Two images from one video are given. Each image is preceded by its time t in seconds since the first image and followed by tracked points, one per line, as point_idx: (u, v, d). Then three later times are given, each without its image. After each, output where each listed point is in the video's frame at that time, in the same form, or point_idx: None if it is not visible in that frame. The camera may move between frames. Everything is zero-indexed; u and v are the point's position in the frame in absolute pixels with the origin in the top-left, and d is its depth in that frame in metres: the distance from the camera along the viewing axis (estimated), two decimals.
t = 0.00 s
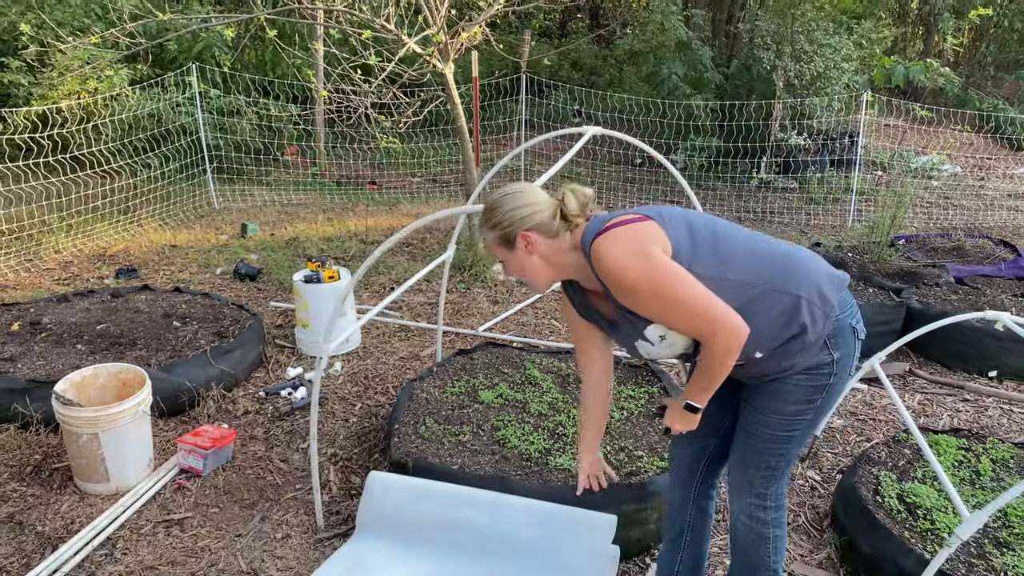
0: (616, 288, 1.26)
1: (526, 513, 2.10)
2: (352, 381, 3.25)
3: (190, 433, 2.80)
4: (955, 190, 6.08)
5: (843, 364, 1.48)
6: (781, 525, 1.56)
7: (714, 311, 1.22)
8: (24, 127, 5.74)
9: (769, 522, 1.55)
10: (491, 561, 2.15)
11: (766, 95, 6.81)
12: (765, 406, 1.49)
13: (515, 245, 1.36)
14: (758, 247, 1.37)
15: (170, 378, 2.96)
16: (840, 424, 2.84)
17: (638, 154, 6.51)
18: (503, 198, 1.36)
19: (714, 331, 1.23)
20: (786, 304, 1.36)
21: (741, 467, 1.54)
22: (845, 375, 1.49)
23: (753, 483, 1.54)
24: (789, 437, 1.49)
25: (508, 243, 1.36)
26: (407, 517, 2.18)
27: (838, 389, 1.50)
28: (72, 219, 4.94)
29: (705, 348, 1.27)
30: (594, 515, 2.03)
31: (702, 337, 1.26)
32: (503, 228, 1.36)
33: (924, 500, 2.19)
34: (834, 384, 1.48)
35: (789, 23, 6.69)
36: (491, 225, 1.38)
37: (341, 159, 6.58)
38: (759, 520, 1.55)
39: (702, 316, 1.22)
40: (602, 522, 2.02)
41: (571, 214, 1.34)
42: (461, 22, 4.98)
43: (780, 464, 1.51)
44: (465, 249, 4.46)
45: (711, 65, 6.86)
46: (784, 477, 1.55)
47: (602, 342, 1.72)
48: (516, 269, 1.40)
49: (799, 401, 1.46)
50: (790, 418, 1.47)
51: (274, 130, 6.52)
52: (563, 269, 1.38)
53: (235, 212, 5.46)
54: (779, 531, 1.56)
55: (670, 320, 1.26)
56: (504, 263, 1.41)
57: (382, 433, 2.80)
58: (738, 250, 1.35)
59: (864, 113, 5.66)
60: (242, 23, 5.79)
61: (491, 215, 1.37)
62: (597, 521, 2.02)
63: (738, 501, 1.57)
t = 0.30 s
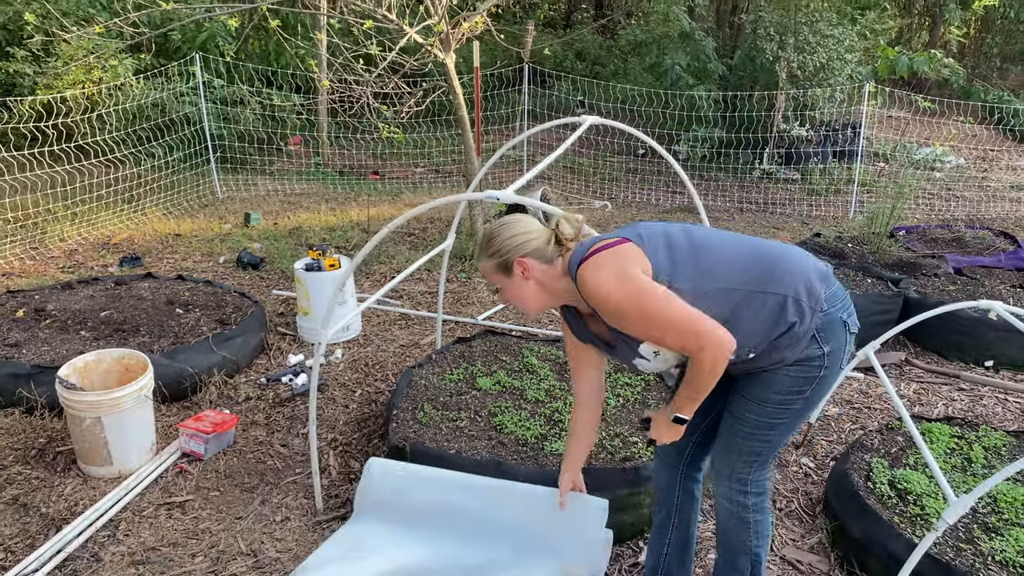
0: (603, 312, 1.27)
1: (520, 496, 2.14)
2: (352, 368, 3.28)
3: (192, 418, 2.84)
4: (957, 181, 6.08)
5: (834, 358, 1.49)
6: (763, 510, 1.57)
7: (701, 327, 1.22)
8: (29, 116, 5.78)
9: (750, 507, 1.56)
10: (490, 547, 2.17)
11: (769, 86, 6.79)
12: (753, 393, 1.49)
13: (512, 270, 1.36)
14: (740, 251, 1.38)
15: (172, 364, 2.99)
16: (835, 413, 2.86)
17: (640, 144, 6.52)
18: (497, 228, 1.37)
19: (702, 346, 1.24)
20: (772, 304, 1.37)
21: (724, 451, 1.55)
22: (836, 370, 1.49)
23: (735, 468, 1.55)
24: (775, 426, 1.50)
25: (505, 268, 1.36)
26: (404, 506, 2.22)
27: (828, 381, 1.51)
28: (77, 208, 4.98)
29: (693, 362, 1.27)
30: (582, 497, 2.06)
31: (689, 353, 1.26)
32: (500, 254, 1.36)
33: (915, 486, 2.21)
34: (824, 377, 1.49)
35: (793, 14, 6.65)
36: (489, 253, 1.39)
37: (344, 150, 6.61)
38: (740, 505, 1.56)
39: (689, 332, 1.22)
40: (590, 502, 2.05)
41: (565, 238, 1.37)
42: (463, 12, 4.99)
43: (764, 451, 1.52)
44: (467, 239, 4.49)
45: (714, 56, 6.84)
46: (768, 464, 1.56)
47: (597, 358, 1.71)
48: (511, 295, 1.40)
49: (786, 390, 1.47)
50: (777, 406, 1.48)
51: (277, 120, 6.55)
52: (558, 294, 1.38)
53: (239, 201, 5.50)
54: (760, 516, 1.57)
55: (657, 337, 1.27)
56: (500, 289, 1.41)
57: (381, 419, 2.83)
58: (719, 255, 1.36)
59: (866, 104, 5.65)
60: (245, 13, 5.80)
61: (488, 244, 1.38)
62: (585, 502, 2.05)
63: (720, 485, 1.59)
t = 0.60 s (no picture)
0: (597, 284, 1.28)
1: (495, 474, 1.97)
2: (354, 359, 3.31)
3: (195, 408, 2.87)
4: (961, 176, 6.07)
5: (827, 355, 1.50)
6: (753, 499, 1.57)
7: (680, 328, 1.22)
8: (35, 109, 5.82)
9: (739, 496, 1.56)
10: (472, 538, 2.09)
11: (773, 80, 6.78)
12: (744, 384, 1.50)
13: (515, 237, 1.35)
14: (744, 243, 1.40)
15: (176, 354, 3.02)
16: (834, 405, 2.87)
17: (644, 138, 6.53)
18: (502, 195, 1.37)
19: (678, 349, 1.23)
20: (771, 296, 1.38)
21: (713, 440, 1.57)
22: (828, 366, 1.50)
23: (724, 457, 1.55)
24: (765, 417, 1.51)
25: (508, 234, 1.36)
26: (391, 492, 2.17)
27: (821, 376, 1.51)
28: (82, 201, 5.02)
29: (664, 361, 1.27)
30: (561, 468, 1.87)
31: (663, 352, 1.26)
32: (505, 221, 1.36)
33: (911, 477, 2.23)
34: (816, 372, 1.50)
35: (797, 7, 6.61)
36: (494, 218, 1.38)
37: (347, 143, 6.64)
38: (728, 495, 1.57)
39: (666, 331, 1.22)
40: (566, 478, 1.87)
41: (571, 211, 1.35)
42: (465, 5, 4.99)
43: (752, 441, 1.53)
44: (469, 231, 4.51)
45: (718, 49, 6.82)
46: (758, 454, 1.57)
47: (611, 340, 1.65)
48: (512, 262, 1.40)
49: (776, 382, 1.48)
50: (768, 397, 1.49)
51: (282, 113, 6.60)
52: (559, 266, 1.38)
53: (243, 194, 5.54)
54: (749, 506, 1.57)
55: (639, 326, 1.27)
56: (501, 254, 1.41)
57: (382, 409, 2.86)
58: (723, 244, 1.38)
59: (870, 98, 5.63)
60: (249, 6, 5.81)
61: (492, 210, 1.38)
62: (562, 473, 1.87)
63: (709, 474, 1.60)
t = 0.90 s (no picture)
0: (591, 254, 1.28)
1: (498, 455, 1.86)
2: (356, 354, 3.34)
3: (198, 402, 2.89)
4: (965, 173, 6.07)
5: (818, 354, 1.50)
6: (743, 492, 1.59)
7: (637, 325, 1.23)
8: (40, 105, 5.86)
9: (728, 489, 1.58)
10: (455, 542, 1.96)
11: (776, 77, 6.77)
12: (734, 378, 1.52)
13: (525, 192, 1.34)
14: (751, 235, 1.40)
15: (180, 349, 3.04)
16: (833, 401, 2.88)
17: (647, 135, 6.54)
18: (517, 147, 1.34)
19: (628, 344, 1.24)
20: (769, 291, 1.39)
21: (702, 435, 1.59)
22: (818, 365, 1.51)
23: (713, 450, 1.57)
24: (754, 412, 1.52)
25: (519, 187, 1.34)
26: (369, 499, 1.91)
27: (812, 374, 1.52)
28: (87, 197, 5.06)
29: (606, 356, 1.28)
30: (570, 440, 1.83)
31: (611, 342, 1.27)
32: (515, 174, 1.33)
33: (908, 472, 2.24)
34: (806, 370, 1.50)
35: (802, 3, 6.57)
36: (505, 167, 1.35)
37: (351, 140, 6.67)
38: (717, 487, 1.59)
39: (626, 324, 1.23)
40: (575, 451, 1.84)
41: (583, 173, 1.34)
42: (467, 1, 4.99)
43: (741, 436, 1.54)
44: (471, 228, 4.53)
45: (722, 46, 6.81)
46: (748, 449, 1.58)
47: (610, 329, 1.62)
48: (517, 217, 1.38)
49: (765, 379, 1.49)
50: (757, 393, 1.50)
51: (287, 108, 6.64)
52: (565, 229, 1.37)
53: (247, 190, 5.58)
54: (740, 499, 1.59)
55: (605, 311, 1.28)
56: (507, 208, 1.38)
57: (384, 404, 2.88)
58: (731, 232, 1.38)
59: (873, 95, 5.62)
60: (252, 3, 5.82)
61: (504, 160, 1.35)
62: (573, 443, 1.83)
63: (699, 468, 1.62)
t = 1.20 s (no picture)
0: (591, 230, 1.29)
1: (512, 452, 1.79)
2: (359, 351, 3.36)
3: (202, 398, 2.91)
4: (968, 172, 6.07)
5: (813, 351, 1.51)
6: (738, 487, 1.60)
7: (617, 305, 1.26)
8: (46, 103, 5.90)
9: (723, 484, 1.59)
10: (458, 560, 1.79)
11: (779, 76, 6.78)
12: (728, 373, 1.53)
13: (536, 162, 1.34)
14: (754, 228, 1.41)
15: (184, 346, 3.07)
16: (833, 400, 2.89)
17: (649, 134, 6.55)
18: (528, 120, 1.36)
19: (604, 323, 1.27)
20: (767, 285, 1.41)
21: (697, 430, 1.60)
22: (812, 362, 1.52)
23: (707, 445, 1.59)
24: (747, 408, 1.53)
25: (531, 158, 1.34)
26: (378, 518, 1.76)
27: (805, 371, 1.53)
28: (92, 195, 5.09)
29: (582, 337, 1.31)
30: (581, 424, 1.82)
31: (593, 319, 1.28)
32: (528, 143, 1.34)
33: (907, 470, 2.25)
34: (800, 366, 1.51)
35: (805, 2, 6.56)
36: (518, 137, 1.37)
37: (354, 138, 6.71)
38: (711, 482, 1.60)
39: (609, 303, 1.26)
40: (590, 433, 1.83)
41: (593, 148, 1.36)
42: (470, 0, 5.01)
43: (735, 431, 1.56)
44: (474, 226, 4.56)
45: (725, 45, 6.81)
46: (743, 444, 1.59)
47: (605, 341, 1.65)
48: (525, 188, 1.38)
49: (759, 374, 1.50)
50: (750, 388, 1.52)
51: (291, 107, 6.68)
52: (570, 203, 1.38)
53: (251, 188, 5.62)
54: (735, 494, 1.60)
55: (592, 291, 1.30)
56: (515, 179, 1.38)
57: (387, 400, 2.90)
58: (736, 224, 1.39)
59: (877, 94, 5.60)
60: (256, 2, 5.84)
61: (516, 131, 1.36)
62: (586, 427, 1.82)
63: (694, 462, 1.63)
